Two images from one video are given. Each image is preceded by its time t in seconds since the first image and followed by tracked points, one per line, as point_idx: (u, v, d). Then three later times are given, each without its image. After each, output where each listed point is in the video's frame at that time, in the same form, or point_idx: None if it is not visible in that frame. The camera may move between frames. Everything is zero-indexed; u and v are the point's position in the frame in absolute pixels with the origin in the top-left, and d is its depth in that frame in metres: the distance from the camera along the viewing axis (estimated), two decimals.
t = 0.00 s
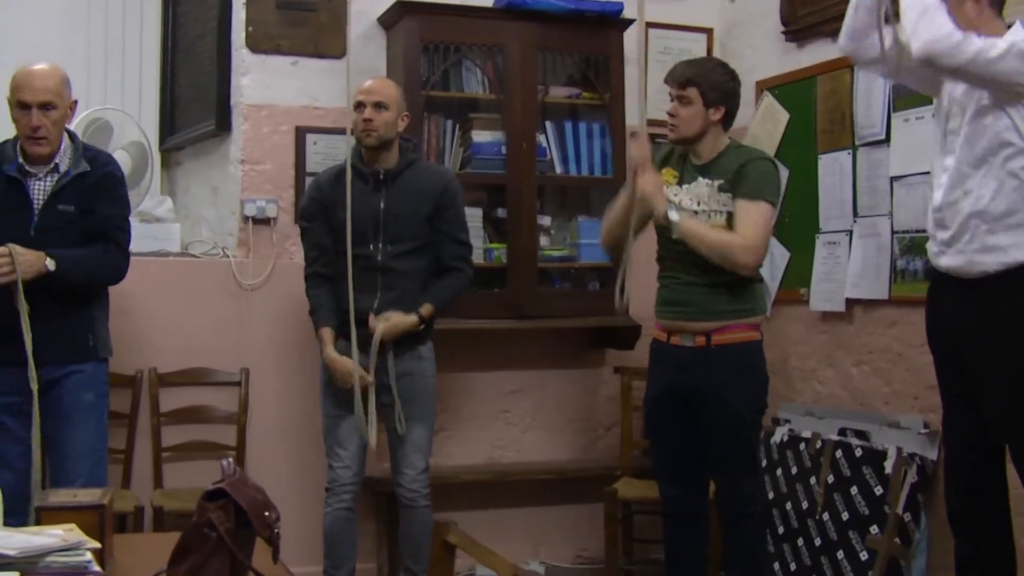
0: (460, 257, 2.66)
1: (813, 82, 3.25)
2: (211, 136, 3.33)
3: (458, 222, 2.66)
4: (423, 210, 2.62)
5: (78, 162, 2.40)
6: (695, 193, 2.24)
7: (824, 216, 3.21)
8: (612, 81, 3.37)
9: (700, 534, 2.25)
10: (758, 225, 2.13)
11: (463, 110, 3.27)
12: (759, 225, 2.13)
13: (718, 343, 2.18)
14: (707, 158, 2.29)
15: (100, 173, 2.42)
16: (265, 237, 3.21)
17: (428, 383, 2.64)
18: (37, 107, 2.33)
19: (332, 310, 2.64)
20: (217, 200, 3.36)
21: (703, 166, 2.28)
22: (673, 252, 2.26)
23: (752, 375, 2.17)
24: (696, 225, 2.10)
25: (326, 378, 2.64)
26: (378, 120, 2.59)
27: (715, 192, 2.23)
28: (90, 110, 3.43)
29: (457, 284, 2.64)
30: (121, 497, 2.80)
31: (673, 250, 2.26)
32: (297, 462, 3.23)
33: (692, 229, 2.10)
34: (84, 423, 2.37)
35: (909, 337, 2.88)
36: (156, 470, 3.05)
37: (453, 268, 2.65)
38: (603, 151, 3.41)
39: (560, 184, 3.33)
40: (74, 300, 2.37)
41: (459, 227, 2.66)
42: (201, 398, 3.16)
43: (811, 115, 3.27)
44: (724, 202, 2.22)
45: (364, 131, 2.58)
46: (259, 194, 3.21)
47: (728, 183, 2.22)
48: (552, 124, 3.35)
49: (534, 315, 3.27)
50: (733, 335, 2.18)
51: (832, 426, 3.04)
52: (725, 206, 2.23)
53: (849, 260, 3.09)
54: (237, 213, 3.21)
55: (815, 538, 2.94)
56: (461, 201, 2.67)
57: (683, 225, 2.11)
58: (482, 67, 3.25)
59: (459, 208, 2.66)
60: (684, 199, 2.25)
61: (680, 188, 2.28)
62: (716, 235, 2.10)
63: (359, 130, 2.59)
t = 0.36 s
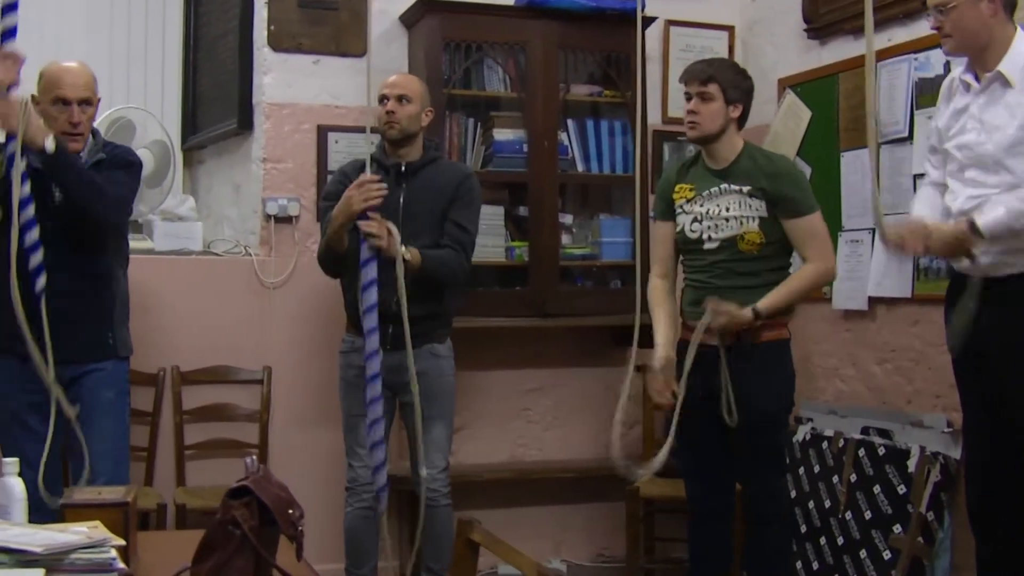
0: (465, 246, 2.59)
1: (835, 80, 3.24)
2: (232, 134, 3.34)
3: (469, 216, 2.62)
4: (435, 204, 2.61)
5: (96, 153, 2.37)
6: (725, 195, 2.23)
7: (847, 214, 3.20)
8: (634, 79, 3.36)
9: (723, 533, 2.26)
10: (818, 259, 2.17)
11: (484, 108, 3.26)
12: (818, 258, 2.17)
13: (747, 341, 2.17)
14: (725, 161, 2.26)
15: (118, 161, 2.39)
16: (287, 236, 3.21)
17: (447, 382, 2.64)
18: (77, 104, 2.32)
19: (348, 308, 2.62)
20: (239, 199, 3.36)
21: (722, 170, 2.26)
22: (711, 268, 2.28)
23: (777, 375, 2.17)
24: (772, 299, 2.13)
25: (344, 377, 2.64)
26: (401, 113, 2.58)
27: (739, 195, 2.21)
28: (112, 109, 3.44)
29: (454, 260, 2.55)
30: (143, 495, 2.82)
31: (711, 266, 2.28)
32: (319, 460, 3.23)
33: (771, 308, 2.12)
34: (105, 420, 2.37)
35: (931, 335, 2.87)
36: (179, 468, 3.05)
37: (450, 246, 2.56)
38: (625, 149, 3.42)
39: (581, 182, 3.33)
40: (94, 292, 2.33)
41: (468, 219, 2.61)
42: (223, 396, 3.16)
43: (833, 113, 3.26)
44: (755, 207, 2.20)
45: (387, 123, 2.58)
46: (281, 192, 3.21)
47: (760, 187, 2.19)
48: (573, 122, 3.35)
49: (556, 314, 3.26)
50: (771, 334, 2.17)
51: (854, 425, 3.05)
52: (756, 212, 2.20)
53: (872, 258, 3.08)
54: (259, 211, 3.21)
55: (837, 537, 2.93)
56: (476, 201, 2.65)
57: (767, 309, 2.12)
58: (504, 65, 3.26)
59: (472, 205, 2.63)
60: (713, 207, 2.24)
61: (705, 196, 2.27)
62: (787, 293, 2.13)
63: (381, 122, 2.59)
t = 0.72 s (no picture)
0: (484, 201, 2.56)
1: (858, 78, 3.23)
2: (255, 133, 3.34)
3: (490, 183, 2.61)
4: (456, 171, 2.61)
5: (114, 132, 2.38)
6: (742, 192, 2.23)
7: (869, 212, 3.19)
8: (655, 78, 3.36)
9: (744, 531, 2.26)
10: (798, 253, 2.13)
11: (506, 107, 3.27)
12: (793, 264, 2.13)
13: (766, 340, 2.17)
14: (752, 157, 2.26)
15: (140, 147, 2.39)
16: (310, 235, 3.22)
17: (470, 382, 2.63)
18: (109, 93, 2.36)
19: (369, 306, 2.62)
20: (261, 198, 3.37)
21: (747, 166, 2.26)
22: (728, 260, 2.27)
23: (798, 374, 2.17)
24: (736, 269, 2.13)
25: (367, 376, 2.63)
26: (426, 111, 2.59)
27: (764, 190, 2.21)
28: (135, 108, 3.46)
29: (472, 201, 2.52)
30: (167, 492, 2.83)
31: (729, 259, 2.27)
32: (341, 458, 3.24)
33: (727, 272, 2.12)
34: (128, 417, 2.32)
35: (955, 334, 2.86)
36: (201, 466, 3.06)
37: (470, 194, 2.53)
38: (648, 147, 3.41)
39: (603, 180, 3.33)
40: (113, 280, 2.31)
41: (488, 184, 2.60)
42: (247, 394, 3.17)
43: (856, 110, 3.25)
44: (771, 204, 2.20)
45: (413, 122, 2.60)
46: (304, 191, 3.22)
47: (777, 182, 2.19)
48: (595, 120, 3.35)
49: (579, 312, 3.26)
50: (781, 333, 2.17)
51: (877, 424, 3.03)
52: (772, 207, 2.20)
53: (895, 257, 3.07)
54: (282, 210, 3.22)
55: (860, 536, 2.93)
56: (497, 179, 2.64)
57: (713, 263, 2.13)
58: (526, 63, 3.26)
59: (493, 178, 2.63)
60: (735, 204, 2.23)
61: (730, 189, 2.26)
62: (740, 264, 2.13)
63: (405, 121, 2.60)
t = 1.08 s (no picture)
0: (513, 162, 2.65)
1: (881, 76, 3.22)
2: (278, 132, 3.35)
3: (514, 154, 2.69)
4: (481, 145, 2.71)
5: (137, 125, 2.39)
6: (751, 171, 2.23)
7: (893, 210, 3.17)
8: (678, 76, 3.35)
9: (763, 530, 2.25)
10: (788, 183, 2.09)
11: (529, 106, 3.28)
12: (778, 184, 2.08)
13: (779, 339, 2.16)
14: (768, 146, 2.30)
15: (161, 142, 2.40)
16: (332, 233, 3.23)
17: (494, 382, 2.63)
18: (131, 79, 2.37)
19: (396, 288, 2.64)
20: (284, 197, 3.37)
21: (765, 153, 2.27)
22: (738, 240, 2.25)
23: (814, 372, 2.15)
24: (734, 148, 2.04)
25: (392, 377, 2.63)
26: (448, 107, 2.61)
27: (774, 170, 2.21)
28: (158, 107, 3.47)
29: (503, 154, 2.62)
30: (190, 490, 2.84)
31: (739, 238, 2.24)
32: (363, 456, 3.24)
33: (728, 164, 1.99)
34: (150, 415, 2.32)
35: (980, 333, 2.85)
36: (224, 465, 3.07)
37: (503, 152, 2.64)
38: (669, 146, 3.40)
39: (626, 179, 3.33)
40: (135, 275, 2.32)
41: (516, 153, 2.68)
42: (270, 393, 3.17)
43: (879, 108, 3.23)
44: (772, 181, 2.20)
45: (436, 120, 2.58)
46: (326, 190, 3.22)
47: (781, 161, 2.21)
48: (618, 119, 3.35)
49: (601, 310, 3.26)
50: (796, 331, 2.16)
51: (900, 422, 3.00)
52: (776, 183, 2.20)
53: (919, 255, 3.06)
54: (305, 209, 3.22)
55: (883, 536, 2.91)
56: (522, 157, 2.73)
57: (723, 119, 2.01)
58: (548, 62, 3.26)
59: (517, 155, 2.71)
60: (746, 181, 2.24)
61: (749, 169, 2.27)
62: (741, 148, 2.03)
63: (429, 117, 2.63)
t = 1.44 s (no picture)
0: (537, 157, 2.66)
1: (906, 73, 3.20)
2: (300, 131, 3.36)
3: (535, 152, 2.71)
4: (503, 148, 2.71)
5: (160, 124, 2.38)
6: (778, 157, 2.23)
7: (917, 208, 3.16)
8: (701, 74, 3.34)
9: (786, 530, 2.25)
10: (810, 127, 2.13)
11: (551, 104, 3.28)
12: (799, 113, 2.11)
13: (804, 337, 2.15)
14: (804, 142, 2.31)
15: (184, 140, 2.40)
16: (355, 232, 3.22)
17: (517, 380, 2.63)
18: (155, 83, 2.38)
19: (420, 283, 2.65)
20: (307, 196, 3.38)
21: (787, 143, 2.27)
22: (763, 227, 2.23)
23: (835, 371, 2.15)
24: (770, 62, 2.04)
25: (415, 376, 2.63)
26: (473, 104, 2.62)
27: (804, 157, 2.20)
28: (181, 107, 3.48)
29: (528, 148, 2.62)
30: (213, 488, 2.84)
31: (764, 224, 2.23)
32: (385, 454, 3.24)
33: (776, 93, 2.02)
34: (173, 413, 2.32)
35: (1002, 331, 2.84)
36: (247, 463, 3.08)
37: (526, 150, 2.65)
38: (692, 143, 3.38)
39: (649, 177, 3.32)
40: (157, 273, 2.32)
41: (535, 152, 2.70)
42: (293, 391, 3.18)
43: (903, 105, 3.22)
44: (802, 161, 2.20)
45: (459, 116, 2.62)
46: (349, 189, 3.23)
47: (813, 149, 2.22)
48: (640, 117, 3.34)
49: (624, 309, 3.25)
50: (820, 330, 2.16)
51: (924, 422, 2.99)
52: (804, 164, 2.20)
53: (943, 254, 3.04)
54: (327, 208, 3.23)
55: (907, 536, 2.90)
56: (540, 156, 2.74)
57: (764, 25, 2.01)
58: (571, 60, 3.25)
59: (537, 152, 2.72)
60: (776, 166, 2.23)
61: (775, 157, 2.26)
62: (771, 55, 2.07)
63: (454, 114, 2.62)
